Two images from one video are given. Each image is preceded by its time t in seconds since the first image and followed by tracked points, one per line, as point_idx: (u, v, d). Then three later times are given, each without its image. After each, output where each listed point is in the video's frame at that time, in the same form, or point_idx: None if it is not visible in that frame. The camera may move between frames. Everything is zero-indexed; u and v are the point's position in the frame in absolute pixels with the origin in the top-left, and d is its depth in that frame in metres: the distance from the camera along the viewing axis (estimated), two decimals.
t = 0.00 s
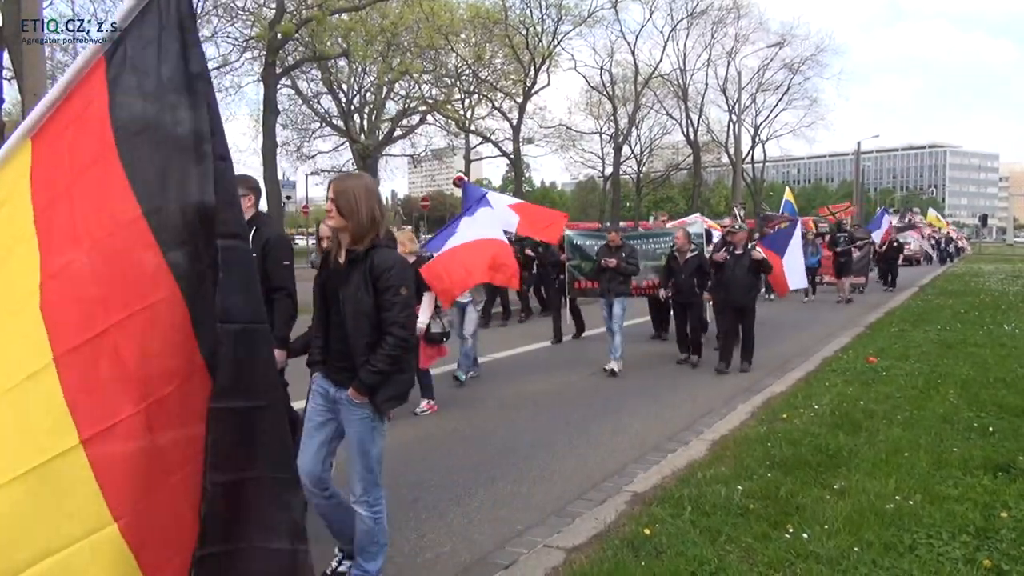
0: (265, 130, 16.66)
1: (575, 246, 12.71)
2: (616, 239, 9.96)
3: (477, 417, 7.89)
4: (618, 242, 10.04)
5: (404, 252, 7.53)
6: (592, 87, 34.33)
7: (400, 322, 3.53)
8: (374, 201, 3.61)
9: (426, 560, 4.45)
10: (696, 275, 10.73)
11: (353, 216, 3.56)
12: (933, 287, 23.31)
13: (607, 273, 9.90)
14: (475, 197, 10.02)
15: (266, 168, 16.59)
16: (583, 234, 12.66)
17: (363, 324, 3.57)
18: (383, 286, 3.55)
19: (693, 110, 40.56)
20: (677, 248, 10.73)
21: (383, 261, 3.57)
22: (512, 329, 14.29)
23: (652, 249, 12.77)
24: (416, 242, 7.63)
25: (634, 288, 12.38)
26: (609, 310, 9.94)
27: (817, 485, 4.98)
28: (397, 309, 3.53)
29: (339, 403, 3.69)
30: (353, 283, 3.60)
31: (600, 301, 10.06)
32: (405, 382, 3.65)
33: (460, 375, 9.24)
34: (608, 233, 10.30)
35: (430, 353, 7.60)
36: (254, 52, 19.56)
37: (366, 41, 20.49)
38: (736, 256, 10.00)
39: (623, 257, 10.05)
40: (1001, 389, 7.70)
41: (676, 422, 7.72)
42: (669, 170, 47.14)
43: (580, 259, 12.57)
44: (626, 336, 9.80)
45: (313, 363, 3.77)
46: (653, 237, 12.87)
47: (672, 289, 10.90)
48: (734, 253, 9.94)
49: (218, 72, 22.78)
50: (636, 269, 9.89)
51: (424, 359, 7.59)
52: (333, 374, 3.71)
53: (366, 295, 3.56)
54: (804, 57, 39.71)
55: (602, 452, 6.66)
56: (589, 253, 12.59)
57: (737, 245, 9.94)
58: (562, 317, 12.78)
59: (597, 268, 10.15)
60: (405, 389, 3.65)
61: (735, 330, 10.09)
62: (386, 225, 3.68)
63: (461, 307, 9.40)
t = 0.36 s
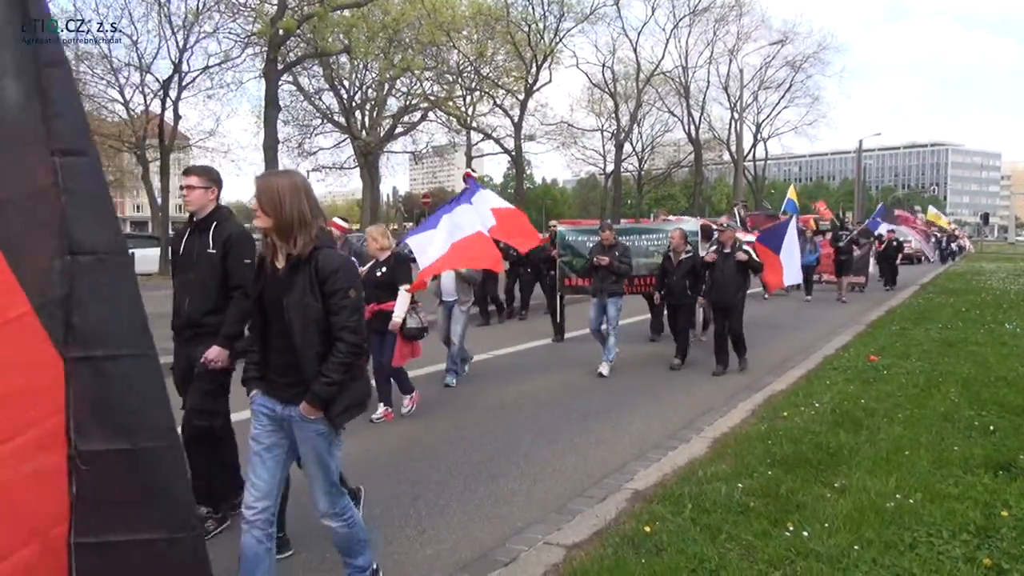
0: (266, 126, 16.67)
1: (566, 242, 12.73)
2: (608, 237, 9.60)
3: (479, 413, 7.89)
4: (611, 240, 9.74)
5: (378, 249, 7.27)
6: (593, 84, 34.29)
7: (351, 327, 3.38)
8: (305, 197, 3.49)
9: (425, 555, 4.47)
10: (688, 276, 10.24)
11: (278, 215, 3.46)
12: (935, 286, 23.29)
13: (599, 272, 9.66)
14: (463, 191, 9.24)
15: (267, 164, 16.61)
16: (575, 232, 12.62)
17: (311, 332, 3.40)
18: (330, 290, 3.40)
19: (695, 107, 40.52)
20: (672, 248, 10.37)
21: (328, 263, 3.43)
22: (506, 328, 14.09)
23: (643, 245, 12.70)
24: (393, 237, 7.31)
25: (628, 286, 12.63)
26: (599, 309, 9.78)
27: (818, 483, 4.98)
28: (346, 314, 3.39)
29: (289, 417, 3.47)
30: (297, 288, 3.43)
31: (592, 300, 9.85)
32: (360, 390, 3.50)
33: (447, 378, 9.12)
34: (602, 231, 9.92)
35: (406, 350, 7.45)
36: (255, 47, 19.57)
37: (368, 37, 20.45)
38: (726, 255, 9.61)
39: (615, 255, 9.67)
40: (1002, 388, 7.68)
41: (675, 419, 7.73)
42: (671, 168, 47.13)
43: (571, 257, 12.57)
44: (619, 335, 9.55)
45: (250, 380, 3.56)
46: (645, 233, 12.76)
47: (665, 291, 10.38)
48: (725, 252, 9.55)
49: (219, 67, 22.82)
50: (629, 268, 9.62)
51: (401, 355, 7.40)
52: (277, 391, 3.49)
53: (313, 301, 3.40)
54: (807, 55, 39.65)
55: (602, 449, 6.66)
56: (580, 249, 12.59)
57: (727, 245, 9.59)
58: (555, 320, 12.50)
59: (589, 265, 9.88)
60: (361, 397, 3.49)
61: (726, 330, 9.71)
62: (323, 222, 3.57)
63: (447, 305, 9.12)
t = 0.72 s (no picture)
0: (267, 122, 16.68)
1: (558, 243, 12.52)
2: (598, 237, 9.48)
3: (478, 411, 7.88)
4: (602, 239, 9.63)
5: (361, 249, 7.13)
6: (596, 82, 34.25)
7: (296, 323, 3.23)
8: (234, 183, 3.30)
9: (423, 552, 4.48)
10: (682, 276, 10.09)
11: (197, 204, 3.25)
12: (935, 288, 23.29)
13: (590, 272, 9.61)
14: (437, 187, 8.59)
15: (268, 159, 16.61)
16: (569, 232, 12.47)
17: (246, 329, 3.23)
18: (271, 284, 3.23)
19: (697, 107, 40.49)
20: (666, 246, 10.23)
21: (266, 254, 3.24)
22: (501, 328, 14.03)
23: (637, 245, 12.43)
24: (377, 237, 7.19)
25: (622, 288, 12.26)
26: (591, 309, 9.65)
27: (817, 483, 4.99)
28: (289, 308, 3.23)
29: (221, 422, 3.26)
30: (230, 280, 3.24)
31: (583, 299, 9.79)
32: (297, 390, 3.33)
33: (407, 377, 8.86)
34: (593, 230, 9.81)
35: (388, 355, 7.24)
36: (256, 43, 19.55)
37: (370, 34, 20.40)
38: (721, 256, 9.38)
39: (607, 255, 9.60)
40: (1002, 390, 7.69)
41: (675, 418, 7.73)
42: (672, 168, 47.13)
43: (564, 258, 12.25)
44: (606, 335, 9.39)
45: (183, 387, 3.37)
46: (638, 234, 12.58)
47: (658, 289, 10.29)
48: (720, 253, 9.33)
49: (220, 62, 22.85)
50: (621, 268, 9.52)
51: (384, 362, 7.21)
52: (211, 393, 3.30)
53: (249, 296, 3.22)
54: (809, 56, 39.61)
55: (601, 448, 6.66)
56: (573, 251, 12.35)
57: (723, 247, 9.39)
58: (548, 320, 12.45)
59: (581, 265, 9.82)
60: (296, 397, 3.32)
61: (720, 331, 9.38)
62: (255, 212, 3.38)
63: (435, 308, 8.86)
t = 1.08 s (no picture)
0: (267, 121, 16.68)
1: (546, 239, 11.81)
2: (582, 237, 9.31)
3: (476, 411, 7.88)
4: (586, 239, 9.47)
5: (340, 247, 7.01)
6: (595, 82, 34.25)
7: (224, 342, 2.93)
8: (164, 180, 3.04)
9: (422, 550, 4.49)
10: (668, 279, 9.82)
11: (124, 206, 3.00)
12: (932, 288, 23.31)
13: (573, 273, 9.42)
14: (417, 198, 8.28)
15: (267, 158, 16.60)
16: (558, 228, 11.74)
17: (172, 345, 2.95)
18: (198, 296, 2.93)
19: (697, 107, 40.51)
20: (648, 249, 9.88)
21: (194, 263, 2.94)
22: (491, 327, 13.99)
23: (627, 245, 11.83)
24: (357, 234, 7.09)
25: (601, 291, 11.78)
26: (574, 311, 9.52)
27: (815, 483, 5.00)
28: (217, 325, 2.92)
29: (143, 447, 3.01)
30: (153, 291, 2.96)
31: (566, 302, 9.56)
32: (226, 418, 3.03)
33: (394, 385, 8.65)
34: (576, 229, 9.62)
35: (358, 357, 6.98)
36: (256, 41, 19.55)
37: (370, 32, 20.33)
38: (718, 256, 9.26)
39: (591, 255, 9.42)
40: (1000, 391, 7.70)
41: (673, 418, 7.74)
42: (672, 168, 47.15)
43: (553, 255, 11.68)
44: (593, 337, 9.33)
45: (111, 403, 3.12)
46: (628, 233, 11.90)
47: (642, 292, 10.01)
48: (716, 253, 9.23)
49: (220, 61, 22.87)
50: (605, 269, 9.37)
51: (352, 363, 6.92)
52: (135, 414, 3.05)
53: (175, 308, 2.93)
54: (809, 56, 39.63)
55: (599, 448, 6.67)
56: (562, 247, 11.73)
57: (720, 245, 9.28)
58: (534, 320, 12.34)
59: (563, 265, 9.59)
60: (227, 427, 3.04)
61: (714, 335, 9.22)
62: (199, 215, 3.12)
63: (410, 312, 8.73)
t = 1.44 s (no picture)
0: (266, 120, 16.69)
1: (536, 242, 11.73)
2: (569, 236, 9.33)
3: (475, 411, 7.86)
4: (573, 239, 9.54)
5: (310, 250, 6.59)
6: (594, 82, 34.27)
7: (146, 353, 2.64)
8: (90, 171, 2.77)
9: (423, 551, 4.49)
10: (655, 277, 9.58)
11: (46, 199, 2.71)
12: (930, 289, 23.34)
13: (560, 273, 9.34)
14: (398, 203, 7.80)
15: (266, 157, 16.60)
16: (547, 230, 11.75)
17: (90, 360, 2.63)
18: (115, 300, 2.62)
19: (695, 108, 40.57)
20: (636, 247, 9.61)
21: (110, 264, 2.63)
22: (488, 328, 13.96)
23: (617, 248, 11.86)
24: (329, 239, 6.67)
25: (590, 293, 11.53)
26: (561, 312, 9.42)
27: (815, 484, 5.01)
28: (137, 333, 2.63)
29: (70, 475, 2.75)
30: (66, 298, 2.62)
31: (554, 304, 9.46)
32: (163, 436, 2.80)
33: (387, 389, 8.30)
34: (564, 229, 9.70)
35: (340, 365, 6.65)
36: (255, 40, 19.55)
37: (369, 31, 20.27)
38: (710, 260, 8.94)
39: (578, 256, 9.43)
40: (999, 392, 7.72)
41: (672, 419, 7.74)
42: (670, 168, 47.19)
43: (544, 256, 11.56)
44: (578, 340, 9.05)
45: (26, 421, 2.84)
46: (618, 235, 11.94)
47: (627, 290, 9.71)
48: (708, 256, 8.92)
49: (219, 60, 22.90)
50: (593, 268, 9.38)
51: (334, 371, 6.60)
52: (55, 438, 2.76)
53: (92, 317, 2.61)
54: (808, 57, 39.69)
55: (598, 448, 6.67)
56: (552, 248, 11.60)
57: (711, 249, 8.95)
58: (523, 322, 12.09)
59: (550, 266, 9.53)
60: (165, 445, 2.79)
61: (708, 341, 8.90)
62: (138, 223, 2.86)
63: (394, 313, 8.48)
